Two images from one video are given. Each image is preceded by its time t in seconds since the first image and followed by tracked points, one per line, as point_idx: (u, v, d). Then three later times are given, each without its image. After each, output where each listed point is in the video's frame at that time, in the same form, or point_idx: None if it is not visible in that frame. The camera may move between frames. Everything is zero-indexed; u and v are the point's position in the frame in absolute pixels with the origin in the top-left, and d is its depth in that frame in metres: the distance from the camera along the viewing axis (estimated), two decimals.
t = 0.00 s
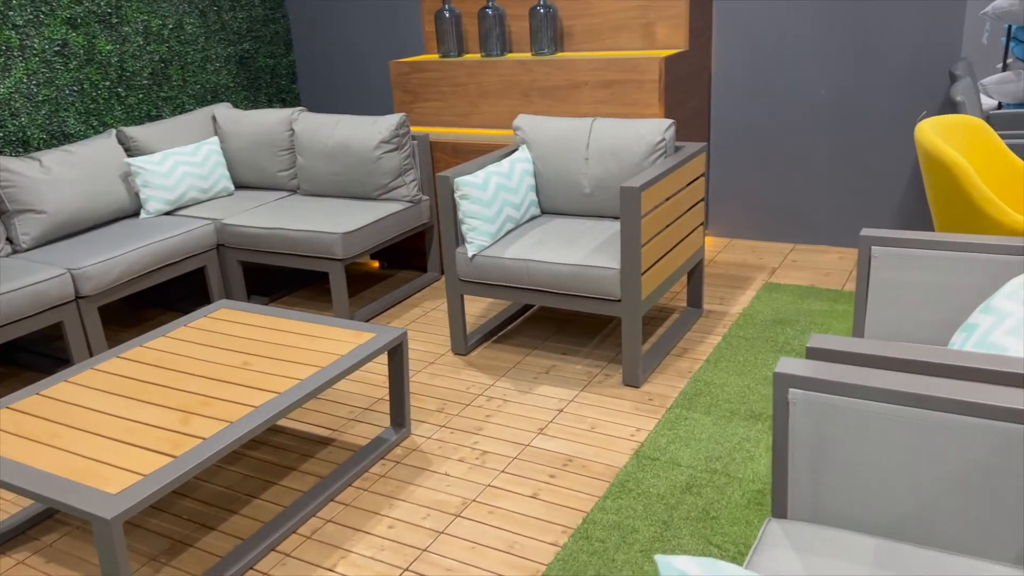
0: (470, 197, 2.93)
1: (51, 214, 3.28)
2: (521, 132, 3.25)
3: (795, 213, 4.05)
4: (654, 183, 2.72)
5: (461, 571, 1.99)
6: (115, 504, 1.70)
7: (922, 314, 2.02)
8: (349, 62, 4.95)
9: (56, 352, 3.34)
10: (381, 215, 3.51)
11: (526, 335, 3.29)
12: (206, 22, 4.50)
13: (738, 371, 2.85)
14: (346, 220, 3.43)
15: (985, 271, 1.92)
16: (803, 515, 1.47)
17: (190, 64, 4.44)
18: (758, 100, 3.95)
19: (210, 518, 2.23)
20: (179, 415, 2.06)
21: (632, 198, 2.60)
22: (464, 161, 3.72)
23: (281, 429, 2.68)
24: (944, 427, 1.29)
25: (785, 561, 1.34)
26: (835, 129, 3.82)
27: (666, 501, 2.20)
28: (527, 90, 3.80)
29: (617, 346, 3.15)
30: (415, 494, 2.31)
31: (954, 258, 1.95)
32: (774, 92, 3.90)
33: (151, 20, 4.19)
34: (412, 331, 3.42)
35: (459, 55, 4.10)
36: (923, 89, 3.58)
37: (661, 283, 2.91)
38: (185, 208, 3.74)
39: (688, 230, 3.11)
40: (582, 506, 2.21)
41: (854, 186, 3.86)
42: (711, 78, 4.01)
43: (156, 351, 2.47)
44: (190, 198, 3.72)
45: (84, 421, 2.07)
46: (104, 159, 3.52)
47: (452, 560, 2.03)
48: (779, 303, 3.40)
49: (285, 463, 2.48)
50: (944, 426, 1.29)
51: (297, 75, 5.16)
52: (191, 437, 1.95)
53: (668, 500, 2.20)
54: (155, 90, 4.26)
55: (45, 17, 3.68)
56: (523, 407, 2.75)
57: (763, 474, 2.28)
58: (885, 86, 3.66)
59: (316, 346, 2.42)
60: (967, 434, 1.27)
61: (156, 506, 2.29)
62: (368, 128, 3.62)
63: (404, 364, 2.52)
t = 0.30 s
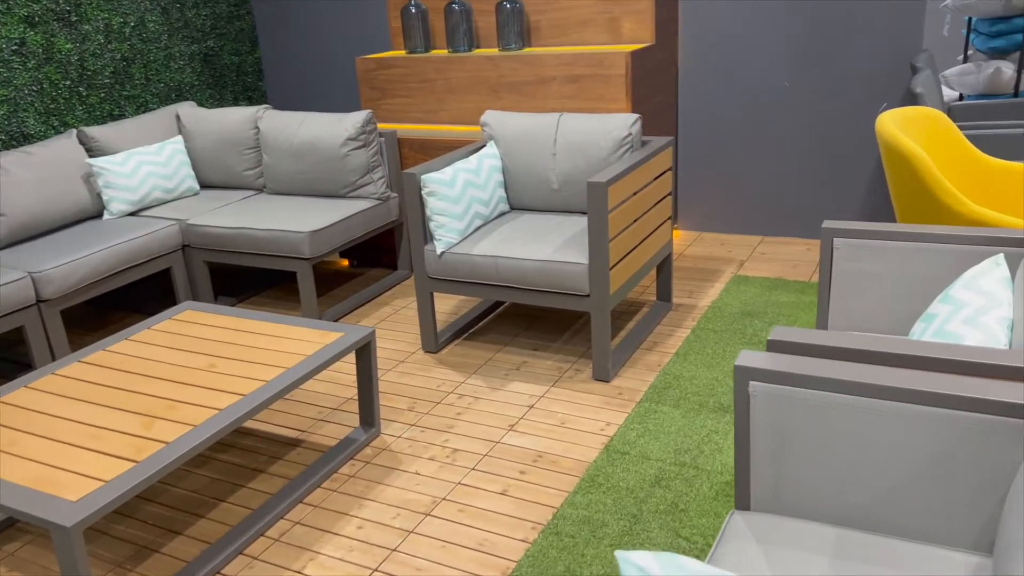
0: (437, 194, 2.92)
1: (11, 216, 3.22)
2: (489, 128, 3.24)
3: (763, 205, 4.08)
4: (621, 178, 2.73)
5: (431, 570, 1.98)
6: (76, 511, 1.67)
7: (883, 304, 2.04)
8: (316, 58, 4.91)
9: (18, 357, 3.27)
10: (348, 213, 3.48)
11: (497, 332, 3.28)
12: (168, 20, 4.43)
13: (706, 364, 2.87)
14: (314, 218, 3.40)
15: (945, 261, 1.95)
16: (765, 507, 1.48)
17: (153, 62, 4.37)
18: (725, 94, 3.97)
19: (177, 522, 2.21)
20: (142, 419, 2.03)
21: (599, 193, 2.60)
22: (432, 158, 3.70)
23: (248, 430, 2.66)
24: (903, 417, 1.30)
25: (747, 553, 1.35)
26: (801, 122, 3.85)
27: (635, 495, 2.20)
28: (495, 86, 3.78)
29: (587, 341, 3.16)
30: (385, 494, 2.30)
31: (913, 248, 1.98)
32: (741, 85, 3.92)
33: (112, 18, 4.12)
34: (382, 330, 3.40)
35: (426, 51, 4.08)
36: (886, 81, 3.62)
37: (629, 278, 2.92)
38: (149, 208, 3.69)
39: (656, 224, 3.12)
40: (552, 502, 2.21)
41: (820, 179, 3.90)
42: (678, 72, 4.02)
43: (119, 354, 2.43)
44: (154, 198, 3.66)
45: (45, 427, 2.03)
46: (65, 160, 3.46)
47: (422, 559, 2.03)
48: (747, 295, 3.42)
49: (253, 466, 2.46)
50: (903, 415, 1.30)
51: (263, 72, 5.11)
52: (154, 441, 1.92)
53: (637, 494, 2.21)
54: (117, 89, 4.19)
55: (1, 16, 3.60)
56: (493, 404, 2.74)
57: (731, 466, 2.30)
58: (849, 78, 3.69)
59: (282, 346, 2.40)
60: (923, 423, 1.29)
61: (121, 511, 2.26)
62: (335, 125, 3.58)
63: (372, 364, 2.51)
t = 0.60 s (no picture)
0: (417, 190, 2.90)
1: None
2: (469, 124, 3.22)
3: (745, 199, 4.09)
4: (601, 173, 2.72)
5: (410, 569, 1.98)
6: (49, 516, 1.65)
7: (861, 297, 2.05)
8: (296, 54, 4.87)
9: None
10: (329, 210, 3.46)
11: (479, 328, 3.27)
12: (146, 16, 4.38)
13: (688, 358, 2.87)
14: (294, 216, 3.37)
15: (921, 254, 1.95)
16: (740, 502, 1.48)
17: (130, 59, 4.33)
18: (706, 87, 3.96)
19: (154, 524, 2.19)
20: (117, 421, 2.01)
21: (579, 188, 2.59)
22: (413, 154, 3.69)
23: (228, 430, 2.64)
24: (876, 411, 1.30)
25: (722, 549, 1.35)
26: (782, 115, 3.86)
27: (616, 491, 2.20)
28: (476, 81, 3.77)
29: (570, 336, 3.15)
30: (364, 493, 2.29)
31: (890, 241, 1.98)
32: (722, 78, 3.92)
33: (88, 14, 4.07)
34: (363, 327, 3.38)
35: (406, 46, 4.06)
36: (866, 74, 3.63)
37: (611, 273, 2.91)
38: (128, 207, 3.65)
39: (637, 219, 3.12)
40: (532, 498, 2.21)
41: (802, 172, 3.91)
42: (660, 66, 4.02)
43: (94, 355, 2.41)
44: (132, 197, 3.63)
45: (18, 431, 2.01)
46: (40, 159, 3.42)
47: (401, 558, 2.02)
48: (729, 289, 3.43)
49: (232, 466, 2.44)
50: (875, 409, 1.30)
51: (243, 68, 5.07)
52: (129, 443, 1.91)
53: (618, 489, 2.21)
54: (94, 87, 4.14)
55: None
56: (475, 401, 2.73)
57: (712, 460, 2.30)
58: (830, 71, 3.70)
59: (260, 346, 2.38)
60: (894, 418, 1.29)
61: (98, 514, 2.24)
62: (314, 121, 3.56)
63: (352, 362, 2.49)
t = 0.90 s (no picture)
0: (410, 185, 2.88)
1: None
2: (463, 117, 3.20)
3: (743, 191, 4.06)
4: (595, 167, 2.69)
5: (400, 567, 1.97)
6: (35, 514, 1.64)
7: (855, 292, 2.02)
8: (293, 47, 4.85)
9: None
10: (324, 204, 3.44)
11: (474, 323, 3.26)
12: (142, 9, 4.36)
13: (683, 353, 2.85)
14: (288, 210, 3.35)
15: (916, 248, 1.93)
16: (728, 501, 1.46)
17: (126, 53, 4.31)
18: (704, 79, 3.93)
19: (144, 522, 2.18)
20: (105, 418, 2.00)
21: (572, 182, 2.57)
22: (408, 147, 3.67)
23: (220, 427, 2.63)
24: (864, 409, 1.28)
25: (708, 549, 1.33)
26: (781, 107, 3.82)
27: (608, 487, 2.19)
28: (472, 74, 3.74)
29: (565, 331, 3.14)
30: (356, 489, 2.28)
31: (883, 236, 1.95)
32: (720, 70, 3.88)
33: (83, 8, 4.04)
34: (359, 322, 3.37)
35: (402, 39, 4.03)
36: (865, 65, 3.59)
37: (605, 268, 2.89)
38: (122, 202, 3.64)
39: (633, 213, 3.09)
40: (524, 495, 2.20)
41: (800, 164, 3.88)
42: (657, 57, 3.98)
43: (85, 352, 2.40)
44: (127, 192, 3.61)
45: (6, 428, 2.00)
46: (34, 154, 3.41)
47: (391, 556, 2.01)
48: (727, 283, 3.40)
49: (224, 463, 2.43)
50: (863, 408, 1.28)
51: (240, 62, 5.04)
52: (117, 441, 1.90)
53: (611, 486, 2.20)
54: (89, 81, 4.12)
55: None
56: (468, 396, 2.72)
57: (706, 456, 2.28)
58: (829, 62, 3.66)
59: (250, 342, 2.37)
60: (881, 417, 1.27)
61: (88, 511, 2.23)
62: (308, 115, 3.54)
63: (344, 358, 2.48)
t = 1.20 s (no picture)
0: (420, 177, 2.86)
1: None
2: (476, 109, 3.17)
3: (762, 185, 3.99)
4: (607, 160, 2.65)
5: (401, 563, 1.96)
6: (36, 506, 1.65)
7: (868, 292, 1.98)
8: (310, 37, 4.84)
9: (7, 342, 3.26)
10: (336, 196, 3.43)
11: (485, 317, 3.24)
12: None
13: (695, 349, 2.81)
14: (301, 201, 3.35)
15: (931, 247, 1.88)
16: (728, 506, 1.43)
17: (144, 43, 4.32)
18: (723, 70, 3.87)
19: (151, 513, 2.19)
20: (110, 409, 2.01)
21: (582, 176, 2.53)
22: (422, 139, 3.65)
23: (229, 418, 2.64)
24: (866, 415, 1.24)
25: (706, 556, 1.30)
26: (801, 99, 3.75)
27: (614, 486, 2.16)
28: (486, 65, 3.71)
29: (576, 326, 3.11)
30: (361, 483, 2.27)
31: (898, 234, 1.91)
32: (739, 61, 3.82)
33: None
34: (370, 314, 3.36)
35: (417, 29, 4.00)
36: (888, 56, 3.51)
37: (617, 263, 2.86)
38: (138, 191, 3.66)
39: (647, 206, 3.05)
40: (529, 492, 2.18)
41: (820, 158, 3.80)
42: (675, 48, 3.92)
43: (94, 342, 2.41)
44: (142, 182, 3.63)
45: (13, 418, 2.01)
46: (50, 144, 3.43)
47: (393, 551, 2.00)
48: (742, 278, 3.35)
49: (231, 454, 2.44)
50: (866, 414, 1.24)
51: (258, 52, 5.05)
52: (120, 433, 1.90)
53: (616, 484, 2.17)
54: (107, 71, 4.15)
55: None
56: (476, 391, 2.70)
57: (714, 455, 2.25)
58: (850, 53, 3.58)
59: (257, 334, 2.36)
60: (885, 423, 1.23)
61: (96, 501, 2.25)
62: (322, 106, 3.53)
63: (351, 351, 2.47)
